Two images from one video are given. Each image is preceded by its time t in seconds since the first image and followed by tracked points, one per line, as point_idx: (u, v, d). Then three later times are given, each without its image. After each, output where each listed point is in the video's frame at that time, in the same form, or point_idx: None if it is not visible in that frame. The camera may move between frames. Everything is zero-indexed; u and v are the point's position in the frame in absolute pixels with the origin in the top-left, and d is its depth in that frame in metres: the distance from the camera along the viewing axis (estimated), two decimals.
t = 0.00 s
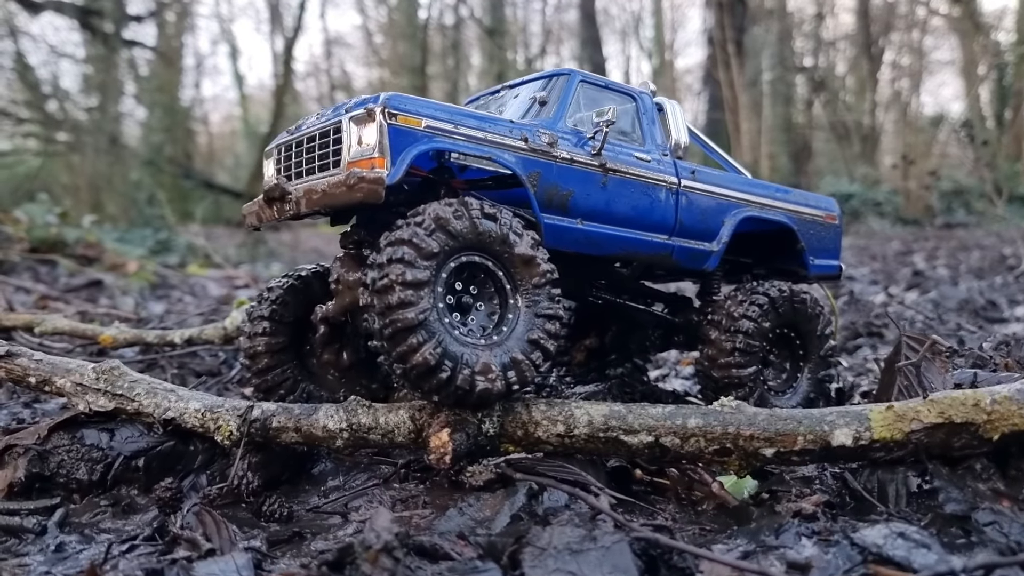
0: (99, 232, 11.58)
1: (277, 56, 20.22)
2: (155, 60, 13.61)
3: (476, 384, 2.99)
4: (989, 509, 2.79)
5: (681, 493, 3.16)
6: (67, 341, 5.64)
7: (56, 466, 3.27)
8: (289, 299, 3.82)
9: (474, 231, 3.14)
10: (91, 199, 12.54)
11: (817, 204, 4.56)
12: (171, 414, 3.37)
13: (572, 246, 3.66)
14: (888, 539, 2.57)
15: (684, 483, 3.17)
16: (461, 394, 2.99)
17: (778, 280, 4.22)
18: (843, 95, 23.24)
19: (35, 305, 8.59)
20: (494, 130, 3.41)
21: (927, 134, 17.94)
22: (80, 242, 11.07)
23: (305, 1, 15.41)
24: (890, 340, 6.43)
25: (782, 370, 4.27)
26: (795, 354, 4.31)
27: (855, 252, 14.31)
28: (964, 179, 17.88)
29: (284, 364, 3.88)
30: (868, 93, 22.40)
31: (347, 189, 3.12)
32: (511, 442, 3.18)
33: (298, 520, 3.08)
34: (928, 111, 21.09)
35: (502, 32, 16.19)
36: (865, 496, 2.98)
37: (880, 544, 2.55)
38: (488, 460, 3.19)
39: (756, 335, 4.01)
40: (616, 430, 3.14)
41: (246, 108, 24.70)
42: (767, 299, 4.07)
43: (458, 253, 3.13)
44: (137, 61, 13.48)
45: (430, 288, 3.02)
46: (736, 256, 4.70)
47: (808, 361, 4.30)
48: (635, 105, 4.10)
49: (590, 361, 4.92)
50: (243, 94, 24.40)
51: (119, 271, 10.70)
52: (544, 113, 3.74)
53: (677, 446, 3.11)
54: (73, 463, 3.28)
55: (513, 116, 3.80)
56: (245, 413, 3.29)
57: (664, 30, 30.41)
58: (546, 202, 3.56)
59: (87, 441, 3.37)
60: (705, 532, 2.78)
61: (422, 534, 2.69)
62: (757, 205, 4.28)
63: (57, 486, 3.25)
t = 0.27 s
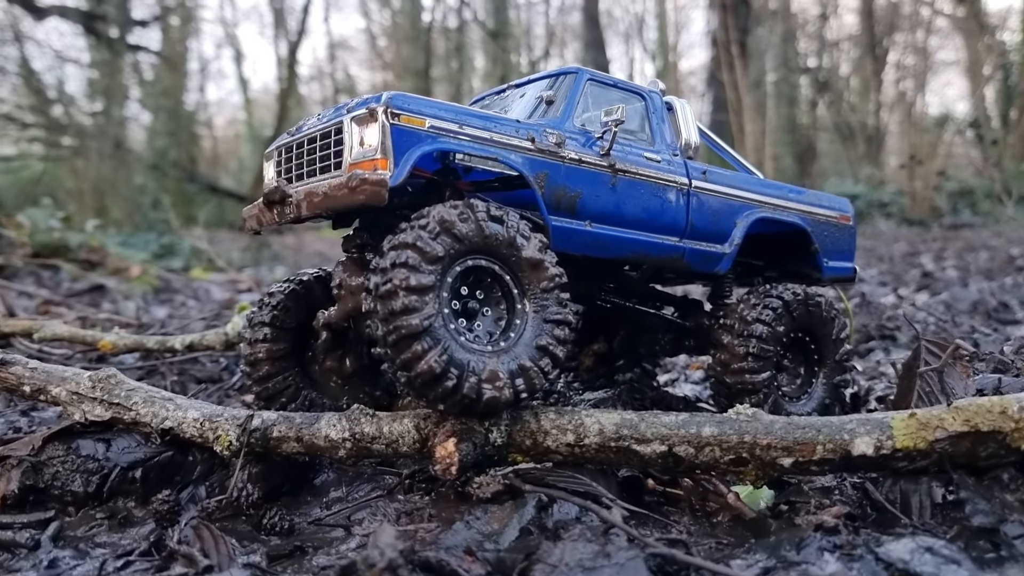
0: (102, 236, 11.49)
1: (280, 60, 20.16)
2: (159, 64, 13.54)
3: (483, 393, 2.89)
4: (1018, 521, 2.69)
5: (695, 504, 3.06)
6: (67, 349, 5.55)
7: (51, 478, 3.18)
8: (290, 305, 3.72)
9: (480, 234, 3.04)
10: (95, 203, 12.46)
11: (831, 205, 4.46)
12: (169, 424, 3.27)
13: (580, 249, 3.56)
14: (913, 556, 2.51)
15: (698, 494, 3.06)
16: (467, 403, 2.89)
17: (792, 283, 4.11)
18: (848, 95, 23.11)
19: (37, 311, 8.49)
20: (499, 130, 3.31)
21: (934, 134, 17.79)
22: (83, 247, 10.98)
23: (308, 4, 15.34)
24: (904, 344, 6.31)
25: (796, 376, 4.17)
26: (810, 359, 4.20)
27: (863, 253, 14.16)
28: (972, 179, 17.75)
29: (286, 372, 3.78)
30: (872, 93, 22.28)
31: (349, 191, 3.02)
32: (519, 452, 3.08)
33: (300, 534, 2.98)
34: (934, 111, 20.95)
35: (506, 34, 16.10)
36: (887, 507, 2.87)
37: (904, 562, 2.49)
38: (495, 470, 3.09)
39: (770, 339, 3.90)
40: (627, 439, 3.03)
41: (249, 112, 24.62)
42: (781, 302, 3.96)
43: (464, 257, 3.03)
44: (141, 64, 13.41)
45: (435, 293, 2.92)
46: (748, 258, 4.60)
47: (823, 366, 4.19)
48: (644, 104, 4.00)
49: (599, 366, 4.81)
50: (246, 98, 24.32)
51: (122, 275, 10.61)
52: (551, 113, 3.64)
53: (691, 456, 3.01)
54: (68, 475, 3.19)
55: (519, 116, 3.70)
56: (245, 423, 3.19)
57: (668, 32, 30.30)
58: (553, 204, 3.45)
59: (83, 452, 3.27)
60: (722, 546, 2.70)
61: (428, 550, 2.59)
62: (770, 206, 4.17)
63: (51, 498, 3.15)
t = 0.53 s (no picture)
0: (103, 244, 11.39)
1: (283, 66, 20.09)
2: (162, 71, 13.47)
3: (481, 408, 2.80)
4: None
5: (701, 521, 2.97)
6: (62, 359, 5.47)
7: (37, 497, 3.10)
8: (285, 317, 3.64)
9: (478, 244, 2.94)
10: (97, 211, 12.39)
11: (838, 210, 4.36)
12: (158, 441, 3.17)
13: (582, 258, 3.47)
14: None
15: (704, 511, 2.97)
16: (465, 419, 2.80)
17: (799, 290, 4.01)
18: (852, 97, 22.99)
19: (36, 320, 8.39)
20: (497, 136, 3.21)
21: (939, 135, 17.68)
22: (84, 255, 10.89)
23: (310, 10, 15.27)
24: (912, 349, 6.22)
25: (803, 386, 4.08)
26: (818, 368, 4.11)
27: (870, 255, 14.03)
28: (977, 180, 17.61)
29: (281, 385, 3.69)
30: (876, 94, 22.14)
31: (342, 201, 2.93)
32: (519, 468, 2.99)
33: (293, 555, 2.90)
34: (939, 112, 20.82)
35: (509, 38, 16.00)
36: (899, 525, 2.79)
37: None
38: (495, 487, 2.99)
39: (777, 348, 3.80)
40: (631, 455, 2.93)
41: (253, 118, 24.55)
42: (788, 310, 3.87)
43: (461, 268, 2.94)
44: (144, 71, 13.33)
45: (432, 305, 2.83)
46: (753, 265, 4.51)
47: (831, 375, 4.10)
48: (645, 108, 3.91)
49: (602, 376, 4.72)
50: (250, 104, 24.31)
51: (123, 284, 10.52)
52: (551, 118, 3.55)
53: (697, 472, 2.91)
54: (55, 494, 3.10)
55: (518, 122, 3.61)
56: (237, 440, 3.10)
57: (671, 34, 30.21)
58: (554, 212, 3.36)
59: (71, 470, 3.18)
60: (729, 568, 2.62)
61: None
62: (776, 212, 4.08)
63: (37, 518, 3.08)
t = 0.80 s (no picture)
0: (102, 253, 11.31)
1: (283, 72, 20.05)
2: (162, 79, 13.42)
3: (474, 424, 2.72)
4: None
5: (701, 537, 2.90)
6: (55, 371, 5.40)
7: (23, 517, 3.04)
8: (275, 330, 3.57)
9: (470, 255, 2.88)
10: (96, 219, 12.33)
11: (839, 215, 4.29)
12: (146, 458, 3.10)
13: (578, 268, 3.40)
14: None
15: (705, 527, 2.90)
16: (458, 435, 2.72)
17: (801, 298, 3.94)
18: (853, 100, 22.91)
19: (33, 330, 8.32)
20: (490, 144, 3.15)
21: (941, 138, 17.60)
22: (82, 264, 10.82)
23: (310, 18, 15.23)
24: (916, 355, 6.14)
25: (806, 395, 4.00)
26: (820, 377, 4.03)
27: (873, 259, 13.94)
28: (980, 182, 17.54)
29: (272, 399, 3.62)
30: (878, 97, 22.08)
31: (331, 211, 2.86)
32: (514, 484, 2.91)
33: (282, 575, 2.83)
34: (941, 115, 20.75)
35: (510, 44, 15.94)
36: (905, 542, 2.72)
37: None
38: (489, 504, 2.92)
39: (778, 358, 3.73)
40: (629, 470, 2.86)
41: (253, 125, 24.52)
42: (789, 319, 3.80)
43: (453, 279, 2.87)
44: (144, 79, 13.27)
45: (423, 318, 2.76)
46: (754, 272, 4.43)
47: (833, 384, 4.02)
48: (642, 114, 3.84)
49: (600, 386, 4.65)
50: (251, 111, 24.29)
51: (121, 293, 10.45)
52: (545, 125, 3.48)
53: (697, 487, 2.83)
54: (41, 512, 3.04)
55: (512, 129, 3.54)
56: (225, 456, 3.03)
57: (671, 38, 30.16)
58: (549, 221, 3.29)
59: (57, 489, 3.12)
60: None
61: None
62: (776, 219, 4.01)
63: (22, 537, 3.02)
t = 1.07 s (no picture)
0: (106, 259, 11.34)
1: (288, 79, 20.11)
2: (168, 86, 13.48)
3: (462, 430, 2.74)
4: None
5: (689, 543, 2.90)
6: (55, 378, 5.42)
7: (16, 523, 3.07)
8: (268, 336, 3.59)
9: (458, 262, 2.90)
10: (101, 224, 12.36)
11: (832, 221, 4.29)
12: (138, 464, 3.12)
13: (568, 274, 3.42)
14: None
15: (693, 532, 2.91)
16: (445, 441, 2.74)
17: (792, 305, 3.95)
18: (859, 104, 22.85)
19: (37, 336, 8.34)
20: (479, 152, 3.17)
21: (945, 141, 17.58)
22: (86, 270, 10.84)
23: (315, 24, 15.28)
24: (913, 361, 6.14)
25: (798, 401, 4.00)
26: (813, 383, 4.03)
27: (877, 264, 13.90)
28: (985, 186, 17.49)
29: (265, 405, 3.65)
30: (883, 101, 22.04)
31: (319, 219, 2.89)
32: (502, 490, 2.93)
33: None
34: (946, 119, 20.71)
35: (514, 49, 15.97)
36: (891, 549, 2.72)
37: None
38: (477, 509, 2.93)
39: (769, 364, 3.74)
40: (616, 476, 2.87)
41: (259, 131, 24.57)
42: (780, 325, 3.80)
43: (441, 287, 2.89)
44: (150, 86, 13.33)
45: (410, 325, 2.78)
46: (747, 278, 4.44)
47: (826, 390, 4.02)
48: (633, 121, 3.85)
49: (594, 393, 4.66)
50: (257, 117, 24.35)
51: (125, 299, 10.47)
52: (535, 133, 3.50)
53: (684, 493, 2.84)
54: (33, 518, 3.06)
55: (503, 137, 3.57)
56: (216, 463, 3.05)
57: (676, 43, 30.16)
58: (538, 228, 3.31)
59: (49, 495, 3.14)
60: None
61: None
62: (768, 225, 4.02)
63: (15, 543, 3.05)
